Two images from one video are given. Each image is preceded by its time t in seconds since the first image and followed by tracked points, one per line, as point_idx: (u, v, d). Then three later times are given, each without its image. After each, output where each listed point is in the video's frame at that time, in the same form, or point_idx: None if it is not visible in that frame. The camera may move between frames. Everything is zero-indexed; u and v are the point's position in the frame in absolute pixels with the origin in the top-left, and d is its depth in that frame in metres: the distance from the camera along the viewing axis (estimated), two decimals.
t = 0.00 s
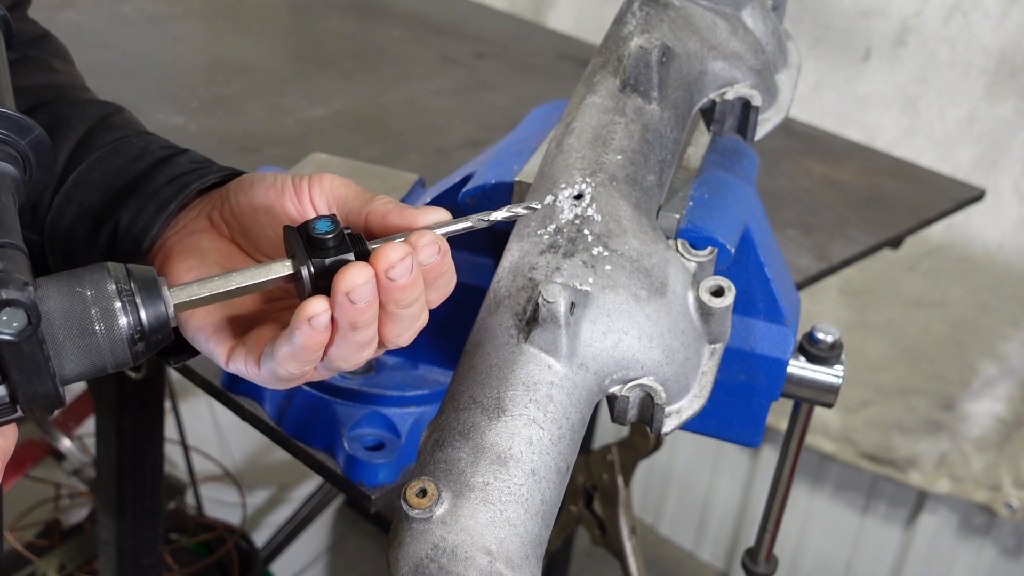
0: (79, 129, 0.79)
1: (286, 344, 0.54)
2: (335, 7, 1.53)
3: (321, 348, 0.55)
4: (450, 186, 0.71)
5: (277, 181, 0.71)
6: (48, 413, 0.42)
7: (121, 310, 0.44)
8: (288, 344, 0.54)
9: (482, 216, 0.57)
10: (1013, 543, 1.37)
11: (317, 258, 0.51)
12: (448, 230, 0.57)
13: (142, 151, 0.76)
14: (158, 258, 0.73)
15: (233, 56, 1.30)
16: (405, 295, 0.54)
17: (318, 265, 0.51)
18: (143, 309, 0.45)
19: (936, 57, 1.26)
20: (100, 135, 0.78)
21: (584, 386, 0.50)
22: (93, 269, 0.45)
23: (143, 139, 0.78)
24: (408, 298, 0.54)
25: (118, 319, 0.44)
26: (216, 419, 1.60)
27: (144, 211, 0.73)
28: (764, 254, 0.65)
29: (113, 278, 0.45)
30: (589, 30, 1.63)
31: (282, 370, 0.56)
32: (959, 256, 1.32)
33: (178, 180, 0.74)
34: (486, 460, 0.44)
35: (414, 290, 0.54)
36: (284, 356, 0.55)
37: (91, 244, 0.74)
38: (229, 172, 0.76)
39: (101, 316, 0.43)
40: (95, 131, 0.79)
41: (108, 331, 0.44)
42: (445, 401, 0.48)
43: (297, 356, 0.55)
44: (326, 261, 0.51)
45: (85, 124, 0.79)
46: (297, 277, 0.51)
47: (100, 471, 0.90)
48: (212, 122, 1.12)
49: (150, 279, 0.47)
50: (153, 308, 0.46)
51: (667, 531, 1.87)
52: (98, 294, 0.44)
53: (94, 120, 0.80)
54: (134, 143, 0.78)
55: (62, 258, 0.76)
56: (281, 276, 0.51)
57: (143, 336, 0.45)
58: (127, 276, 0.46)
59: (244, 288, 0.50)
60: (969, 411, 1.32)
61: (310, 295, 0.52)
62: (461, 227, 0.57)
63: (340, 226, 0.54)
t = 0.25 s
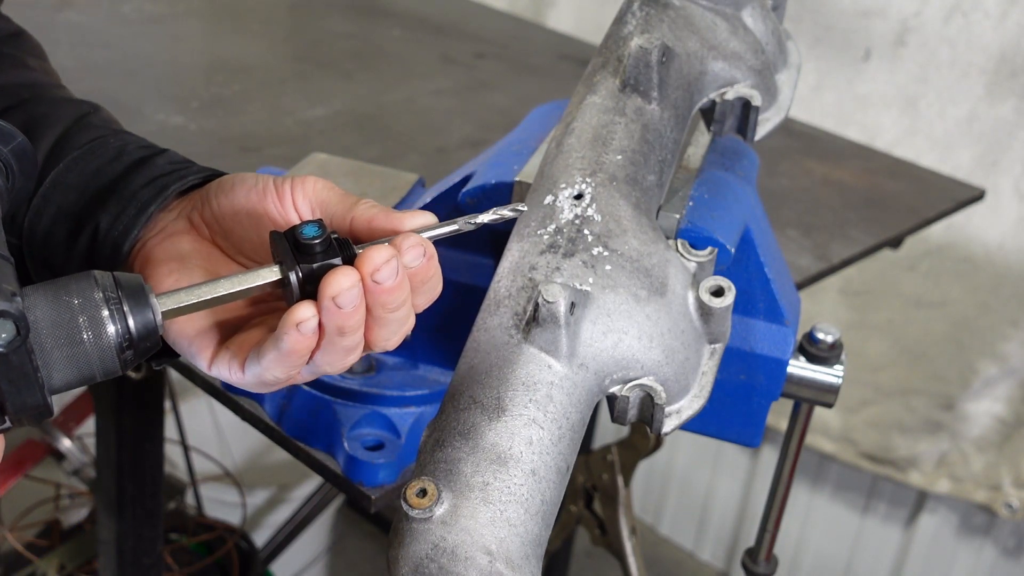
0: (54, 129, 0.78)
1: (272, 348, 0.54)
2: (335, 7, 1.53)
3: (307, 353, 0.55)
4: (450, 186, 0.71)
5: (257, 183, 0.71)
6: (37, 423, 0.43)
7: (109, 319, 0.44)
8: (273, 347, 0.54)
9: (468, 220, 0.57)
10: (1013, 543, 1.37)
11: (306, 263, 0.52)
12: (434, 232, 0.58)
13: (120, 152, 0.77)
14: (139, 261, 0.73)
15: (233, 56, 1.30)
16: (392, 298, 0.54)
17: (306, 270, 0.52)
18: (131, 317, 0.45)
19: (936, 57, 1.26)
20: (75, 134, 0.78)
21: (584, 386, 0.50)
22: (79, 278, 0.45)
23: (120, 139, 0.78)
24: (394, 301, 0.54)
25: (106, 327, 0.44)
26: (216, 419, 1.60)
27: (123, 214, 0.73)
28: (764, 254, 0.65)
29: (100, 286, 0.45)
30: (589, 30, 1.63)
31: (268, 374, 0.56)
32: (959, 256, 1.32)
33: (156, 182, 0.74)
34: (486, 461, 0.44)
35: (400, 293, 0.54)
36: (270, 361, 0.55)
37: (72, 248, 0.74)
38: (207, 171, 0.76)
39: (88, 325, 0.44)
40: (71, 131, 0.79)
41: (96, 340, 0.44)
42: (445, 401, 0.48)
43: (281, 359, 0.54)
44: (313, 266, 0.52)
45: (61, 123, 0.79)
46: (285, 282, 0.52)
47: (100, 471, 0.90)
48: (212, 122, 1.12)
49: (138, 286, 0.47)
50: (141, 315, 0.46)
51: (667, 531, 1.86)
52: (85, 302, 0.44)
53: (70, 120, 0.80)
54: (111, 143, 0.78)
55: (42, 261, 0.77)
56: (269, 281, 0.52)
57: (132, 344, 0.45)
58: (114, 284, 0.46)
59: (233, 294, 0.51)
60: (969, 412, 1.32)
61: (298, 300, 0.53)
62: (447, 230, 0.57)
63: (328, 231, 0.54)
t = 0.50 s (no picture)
0: (37, 123, 0.78)
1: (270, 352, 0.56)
2: (334, 7, 1.53)
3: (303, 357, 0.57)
4: (450, 186, 0.71)
5: (243, 179, 0.72)
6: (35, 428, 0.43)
7: (105, 323, 0.44)
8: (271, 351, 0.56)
9: (457, 219, 0.59)
10: (1013, 543, 1.37)
11: (299, 264, 0.52)
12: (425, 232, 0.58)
13: (105, 146, 0.77)
14: (129, 260, 0.75)
15: (232, 56, 1.30)
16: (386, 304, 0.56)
17: (301, 271, 0.52)
18: (126, 321, 0.45)
19: (936, 57, 1.26)
20: (58, 126, 0.78)
21: (584, 386, 0.50)
22: (74, 283, 0.45)
23: (105, 130, 0.79)
24: (387, 307, 0.56)
25: (102, 332, 0.44)
26: (216, 419, 1.60)
27: (112, 210, 0.74)
28: (764, 253, 0.65)
29: (94, 291, 0.45)
30: (589, 30, 1.63)
31: (265, 374, 0.58)
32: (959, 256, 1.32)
33: (143, 176, 0.74)
34: (486, 460, 0.44)
35: (393, 299, 0.56)
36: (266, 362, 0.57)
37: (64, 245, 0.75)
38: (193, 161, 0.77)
39: (84, 330, 0.44)
40: (54, 124, 0.79)
41: (92, 345, 0.44)
42: (445, 401, 0.48)
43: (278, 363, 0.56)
44: (306, 267, 0.52)
45: (44, 116, 0.79)
46: (279, 284, 0.52)
47: (100, 471, 0.90)
48: (212, 122, 1.11)
49: (132, 291, 0.47)
50: (136, 319, 0.46)
51: (667, 531, 1.86)
52: (80, 308, 0.44)
53: (52, 112, 0.79)
54: (96, 135, 0.78)
55: (31, 257, 0.78)
56: (264, 284, 0.52)
57: (128, 348, 0.45)
58: (109, 289, 0.46)
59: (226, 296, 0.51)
60: (969, 412, 1.32)
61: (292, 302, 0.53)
62: (437, 228, 0.58)
63: (320, 231, 0.54)
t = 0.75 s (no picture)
0: (23, 102, 0.79)
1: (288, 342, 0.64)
2: (335, 7, 1.53)
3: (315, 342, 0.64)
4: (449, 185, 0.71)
5: (233, 163, 0.73)
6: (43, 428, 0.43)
7: (109, 322, 0.44)
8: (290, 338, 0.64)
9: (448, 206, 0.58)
10: (1013, 543, 1.37)
11: (298, 258, 0.52)
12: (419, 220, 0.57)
13: (95, 122, 0.78)
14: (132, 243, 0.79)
15: (232, 56, 1.30)
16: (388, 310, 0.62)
17: (300, 264, 0.52)
18: (129, 319, 0.45)
19: (936, 57, 1.26)
20: (44, 102, 0.79)
21: (584, 386, 0.50)
22: (76, 283, 0.45)
23: (92, 107, 0.79)
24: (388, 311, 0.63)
25: (106, 330, 0.44)
26: (216, 419, 1.60)
27: (108, 186, 0.74)
28: (764, 253, 0.65)
29: (97, 290, 0.45)
30: (589, 30, 1.63)
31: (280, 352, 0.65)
32: (959, 256, 1.32)
33: (137, 152, 0.75)
34: (486, 460, 0.44)
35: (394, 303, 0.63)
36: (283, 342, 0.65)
37: (63, 224, 0.76)
38: (183, 132, 0.78)
39: (88, 329, 0.44)
40: (41, 100, 0.79)
41: (97, 344, 0.44)
42: (445, 401, 0.48)
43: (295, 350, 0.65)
44: (305, 260, 0.52)
45: (30, 92, 0.79)
46: (279, 276, 0.53)
47: (100, 471, 0.90)
48: (211, 122, 1.12)
49: (135, 288, 0.46)
50: (140, 317, 0.46)
51: (667, 531, 1.86)
52: (84, 307, 0.44)
53: (36, 86, 0.80)
54: (83, 112, 0.79)
55: (32, 237, 0.78)
56: (263, 276, 0.53)
57: (131, 345, 0.45)
58: (111, 287, 0.46)
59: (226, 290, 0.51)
60: (969, 412, 1.32)
61: (292, 294, 0.53)
62: (431, 217, 0.58)
63: (317, 223, 0.55)
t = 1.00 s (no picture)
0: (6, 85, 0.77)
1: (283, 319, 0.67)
2: (335, 7, 1.53)
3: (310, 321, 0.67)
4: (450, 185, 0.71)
5: (215, 146, 0.73)
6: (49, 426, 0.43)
7: (112, 318, 0.44)
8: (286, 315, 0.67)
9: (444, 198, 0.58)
10: (1013, 543, 1.37)
11: (297, 252, 0.53)
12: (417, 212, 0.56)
13: (79, 103, 0.77)
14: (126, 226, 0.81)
15: (233, 56, 1.30)
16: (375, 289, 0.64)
17: (299, 257, 0.53)
18: (132, 314, 0.45)
19: (936, 57, 1.26)
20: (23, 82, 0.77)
21: (584, 386, 0.50)
22: (78, 280, 0.45)
23: (74, 86, 0.78)
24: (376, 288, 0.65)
25: (110, 325, 0.44)
26: (216, 419, 1.60)
27: (101, 169, 0.75)
28: (764, 253, 0.65)
29: (99, 286, 0.45)
30: (588, 30, 1.63)
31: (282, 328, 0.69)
32: (959, 256, 1.32)
33: (125, 133, 0.75)
34: (486, 460, 0.44)
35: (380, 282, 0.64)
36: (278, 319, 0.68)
37: (57, 207, 0.76)
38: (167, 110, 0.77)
39: (92, 324, 0.44)
40: (22, 81, 0.77)
41: (101, 340, 0.44)
42: (445, 401, 0.48)
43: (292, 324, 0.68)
44: (304, 254, 0.53)
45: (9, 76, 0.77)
46: (279, 269, 0.53)
47: (100, 471, 0.90)
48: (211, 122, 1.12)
49: (136, 284, 0.47)
50: (142, 312, 0.46)
51: (667, 531, 1.86)
52: (86, 303, 0.44)
53: (16, 69, 0.78)
54: (66, 92, 0.78)
55: (26, 222, 0.78)
56: (263, 270, 0.53)
57: (135, 341, 0.45)
58: (113, 283, 0.46)
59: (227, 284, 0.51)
60: (969, 412, 1.32)
61: (291, 287, 0.53)
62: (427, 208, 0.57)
63: (316, 217, 0.55)
